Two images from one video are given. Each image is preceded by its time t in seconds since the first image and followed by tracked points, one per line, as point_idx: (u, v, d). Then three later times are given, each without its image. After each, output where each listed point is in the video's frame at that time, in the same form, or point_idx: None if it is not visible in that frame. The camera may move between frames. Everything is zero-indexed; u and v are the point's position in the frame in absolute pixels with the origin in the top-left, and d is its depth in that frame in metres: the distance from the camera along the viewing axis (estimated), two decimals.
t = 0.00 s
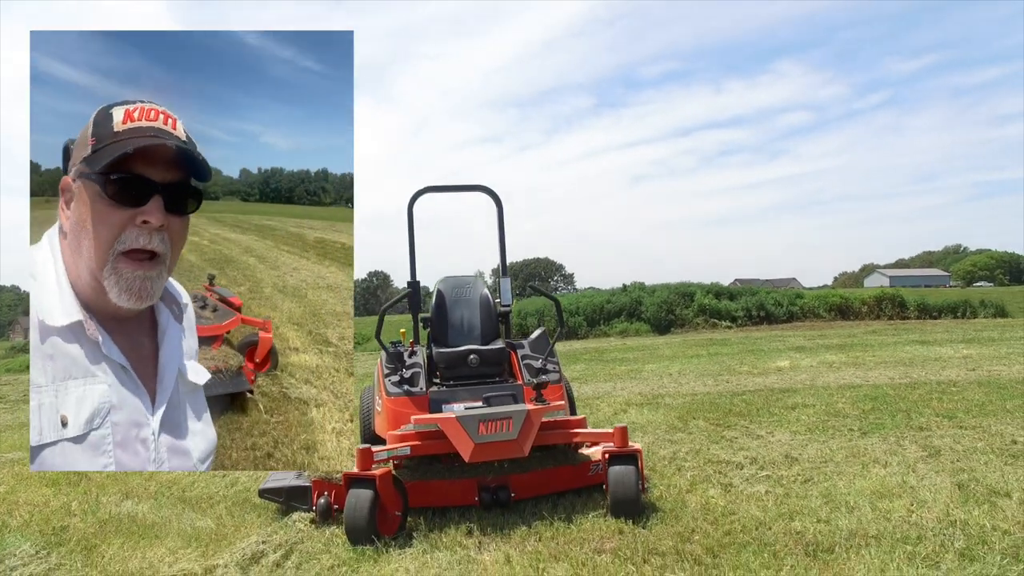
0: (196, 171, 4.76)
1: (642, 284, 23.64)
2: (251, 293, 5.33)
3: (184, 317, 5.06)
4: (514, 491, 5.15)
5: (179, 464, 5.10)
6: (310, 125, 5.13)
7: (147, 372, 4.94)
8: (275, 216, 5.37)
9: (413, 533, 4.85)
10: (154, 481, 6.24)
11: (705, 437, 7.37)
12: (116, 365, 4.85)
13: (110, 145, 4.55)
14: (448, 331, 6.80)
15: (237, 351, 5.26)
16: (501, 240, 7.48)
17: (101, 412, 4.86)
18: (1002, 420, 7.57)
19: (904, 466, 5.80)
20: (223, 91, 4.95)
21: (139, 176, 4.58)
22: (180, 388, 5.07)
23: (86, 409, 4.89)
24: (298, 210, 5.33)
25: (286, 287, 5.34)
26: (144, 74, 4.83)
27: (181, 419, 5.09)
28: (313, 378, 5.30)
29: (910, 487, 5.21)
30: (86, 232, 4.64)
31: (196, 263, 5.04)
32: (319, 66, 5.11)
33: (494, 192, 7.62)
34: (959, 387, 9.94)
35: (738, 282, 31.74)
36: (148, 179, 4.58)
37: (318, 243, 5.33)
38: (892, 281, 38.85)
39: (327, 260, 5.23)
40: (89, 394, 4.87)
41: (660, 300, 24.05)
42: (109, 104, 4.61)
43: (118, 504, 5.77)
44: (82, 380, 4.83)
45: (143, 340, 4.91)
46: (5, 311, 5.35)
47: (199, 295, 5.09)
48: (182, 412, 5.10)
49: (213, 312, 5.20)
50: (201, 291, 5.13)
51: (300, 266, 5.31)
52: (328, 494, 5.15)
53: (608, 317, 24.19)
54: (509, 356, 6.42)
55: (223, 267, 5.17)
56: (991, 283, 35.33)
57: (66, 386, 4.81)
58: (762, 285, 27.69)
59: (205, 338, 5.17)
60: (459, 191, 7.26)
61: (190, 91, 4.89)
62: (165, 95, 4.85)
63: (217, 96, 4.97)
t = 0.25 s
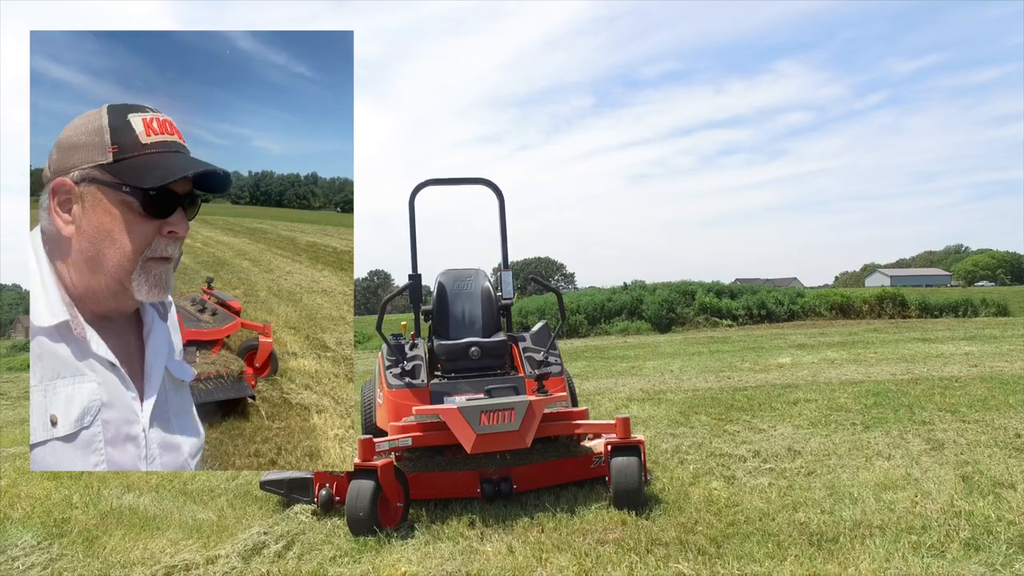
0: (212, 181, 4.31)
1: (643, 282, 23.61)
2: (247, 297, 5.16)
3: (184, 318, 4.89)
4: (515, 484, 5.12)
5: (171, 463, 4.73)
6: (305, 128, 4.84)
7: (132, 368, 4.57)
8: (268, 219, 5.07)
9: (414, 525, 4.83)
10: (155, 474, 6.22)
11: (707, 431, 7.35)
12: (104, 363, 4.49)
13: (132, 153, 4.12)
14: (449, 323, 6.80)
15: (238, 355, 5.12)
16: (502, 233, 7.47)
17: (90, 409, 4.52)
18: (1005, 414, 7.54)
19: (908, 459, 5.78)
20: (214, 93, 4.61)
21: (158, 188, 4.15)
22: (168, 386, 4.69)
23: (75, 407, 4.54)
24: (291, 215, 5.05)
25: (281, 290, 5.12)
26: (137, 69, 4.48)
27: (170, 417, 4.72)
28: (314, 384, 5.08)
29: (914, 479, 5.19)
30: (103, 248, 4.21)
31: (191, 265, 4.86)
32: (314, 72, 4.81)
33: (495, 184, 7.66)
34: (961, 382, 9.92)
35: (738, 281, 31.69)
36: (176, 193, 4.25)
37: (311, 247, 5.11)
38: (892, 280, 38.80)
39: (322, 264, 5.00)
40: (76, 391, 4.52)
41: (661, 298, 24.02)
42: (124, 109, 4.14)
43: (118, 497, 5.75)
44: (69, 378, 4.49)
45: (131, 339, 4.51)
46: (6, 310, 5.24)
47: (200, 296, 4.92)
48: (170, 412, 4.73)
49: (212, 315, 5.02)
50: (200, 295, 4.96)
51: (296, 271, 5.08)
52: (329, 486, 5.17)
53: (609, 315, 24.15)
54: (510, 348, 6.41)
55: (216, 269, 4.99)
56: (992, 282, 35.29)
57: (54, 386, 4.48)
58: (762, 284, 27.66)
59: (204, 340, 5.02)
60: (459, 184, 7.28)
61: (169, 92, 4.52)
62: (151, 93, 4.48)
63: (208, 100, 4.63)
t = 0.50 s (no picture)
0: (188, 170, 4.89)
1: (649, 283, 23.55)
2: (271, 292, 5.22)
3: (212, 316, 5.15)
4: (523, 484, 5.09)
5: (141, 456, 5.01)
6: (313, 122, 5.04)
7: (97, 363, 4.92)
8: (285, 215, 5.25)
9: (421, 525, 4.79)
10: (162, 473, 6.22)
11: (715, 431, 7.30)
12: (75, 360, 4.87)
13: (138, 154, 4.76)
14: (457, 323, 6.77)
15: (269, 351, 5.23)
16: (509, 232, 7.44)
17: (59, 407, 4.87)
18: (1018, 416, 7.47)
19: (919, 461, 5.72)
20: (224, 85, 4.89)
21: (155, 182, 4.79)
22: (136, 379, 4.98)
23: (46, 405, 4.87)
24: (306, 209, 5.19)
25: (304, 285, 5.24)
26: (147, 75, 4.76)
27: (139, 410, 4.99)
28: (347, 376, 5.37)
29: (927, 482, 5.13)
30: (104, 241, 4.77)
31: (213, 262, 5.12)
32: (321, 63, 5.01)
33: (503, 183, 7.65)
34: (972, 384, 9.82)
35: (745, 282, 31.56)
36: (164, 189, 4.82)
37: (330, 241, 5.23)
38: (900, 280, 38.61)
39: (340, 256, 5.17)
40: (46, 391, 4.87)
41: (667, 298, 23.93)
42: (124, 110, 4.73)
43: (125, 496, 5.74)
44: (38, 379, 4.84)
45: (99, 334, 4.89)
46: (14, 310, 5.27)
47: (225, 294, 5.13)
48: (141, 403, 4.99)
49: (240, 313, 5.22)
50: (226, 291, 5.18)
51: (317, 265, 5.20)
52: (336, 486, 5.14)
53: (615, 315, 24.07)
54: (518, 349, 6.38)
55: (237, 266, 5.15)
56: (1000, 284, 35.07)
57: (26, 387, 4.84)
58: (769, 284, 27.54)
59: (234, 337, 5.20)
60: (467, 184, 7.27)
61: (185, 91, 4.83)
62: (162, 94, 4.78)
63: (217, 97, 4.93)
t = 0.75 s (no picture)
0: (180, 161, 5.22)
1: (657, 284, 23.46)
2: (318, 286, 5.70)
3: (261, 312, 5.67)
4: (535, 489, 5.05)
5: (124, 441, 5.36)
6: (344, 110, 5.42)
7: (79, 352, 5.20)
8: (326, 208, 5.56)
9: (433, 530, 4.74)
10: (172, 475, 6.19)
11: (728, 435, 7.23)
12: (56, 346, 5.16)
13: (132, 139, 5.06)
14: (467, 326, 6.73)
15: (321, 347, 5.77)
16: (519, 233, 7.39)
17: (42, 393, 5.11)
18: None
19: (937, 467, 5.65)
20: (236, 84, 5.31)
21: (150, 164, 5.11)
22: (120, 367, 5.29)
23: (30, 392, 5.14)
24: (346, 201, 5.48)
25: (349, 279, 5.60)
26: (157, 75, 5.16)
27: (123, 395, 5.30)
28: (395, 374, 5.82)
29: (946, 489, 5.05)
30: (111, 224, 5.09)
31: (254, 258, 5.60)
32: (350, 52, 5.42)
33: (512, 184, 7.58)
34: (987, 389, 9.71)
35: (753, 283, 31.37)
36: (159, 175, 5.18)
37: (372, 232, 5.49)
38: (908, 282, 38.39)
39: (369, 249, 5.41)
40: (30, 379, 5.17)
41: (675, 300, 23.83)
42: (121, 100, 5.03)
43: (135, 498, 5.72)
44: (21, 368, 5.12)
45: (81, 320, 5.17)
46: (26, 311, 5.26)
47: (269, 291, 5.62)
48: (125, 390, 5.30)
49: (286, 306, 5.69)
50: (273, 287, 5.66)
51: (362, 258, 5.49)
52: (347, 490, 5.11)
53: (622, 317, 23.97)
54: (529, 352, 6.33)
55: (282, 260, 5.64)
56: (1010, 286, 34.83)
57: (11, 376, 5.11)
58: (777, 286, 27.40)
59: (282, 332, 5.68)
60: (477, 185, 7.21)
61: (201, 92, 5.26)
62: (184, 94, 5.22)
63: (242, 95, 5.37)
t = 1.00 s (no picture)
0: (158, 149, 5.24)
1: (662, 284, 23.38)
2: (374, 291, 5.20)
3: (306, 315, 5.26)
4: (546, 488, 5.01)
5: (109, 447, 4.77)
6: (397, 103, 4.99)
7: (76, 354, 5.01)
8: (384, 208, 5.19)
9: (444, 529, 4.70)
10: (180, 474, 6.17)
11: (738, 435, 7.18)
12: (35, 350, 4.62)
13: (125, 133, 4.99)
14: (476, 324, 6.69)
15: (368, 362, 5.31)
16: (528, 231, 7.36)
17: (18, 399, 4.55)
18: None
19: (952, 467, 5.58)
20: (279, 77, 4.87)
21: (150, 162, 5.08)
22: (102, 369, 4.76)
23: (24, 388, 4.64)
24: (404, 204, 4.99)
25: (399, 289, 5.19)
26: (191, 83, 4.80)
27: (107, 398, 4.76)
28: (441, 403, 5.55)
29: (962, 489, 4.99)
30: (45, 217, 4.39)
31: (298, 258, 5.13)
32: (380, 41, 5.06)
33: (521, 182, 7.56)
34: (999, 388, 9.62)
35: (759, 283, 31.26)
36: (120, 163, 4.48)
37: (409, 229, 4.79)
38: (916, 283, 38.19)
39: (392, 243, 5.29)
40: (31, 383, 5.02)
41: (680, 300, 23.74)
42: (68, 74, 4.34)
43: (144, 496, 5.70)
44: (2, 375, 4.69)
45: (61, 323, 4.65)
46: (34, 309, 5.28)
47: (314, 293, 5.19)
48: (107, 393, 4.75)
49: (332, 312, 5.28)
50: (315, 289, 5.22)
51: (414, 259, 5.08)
52: (357, 488, 5.07)
53: (628, 317, 23.92)
54: (539, 350, 6.28)
55: (325, 262, 5.08)
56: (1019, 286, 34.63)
57: None
58: (784, 287, 27.29)
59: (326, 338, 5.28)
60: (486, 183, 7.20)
61: (254, 90, 4.95)
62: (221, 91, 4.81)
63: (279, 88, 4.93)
